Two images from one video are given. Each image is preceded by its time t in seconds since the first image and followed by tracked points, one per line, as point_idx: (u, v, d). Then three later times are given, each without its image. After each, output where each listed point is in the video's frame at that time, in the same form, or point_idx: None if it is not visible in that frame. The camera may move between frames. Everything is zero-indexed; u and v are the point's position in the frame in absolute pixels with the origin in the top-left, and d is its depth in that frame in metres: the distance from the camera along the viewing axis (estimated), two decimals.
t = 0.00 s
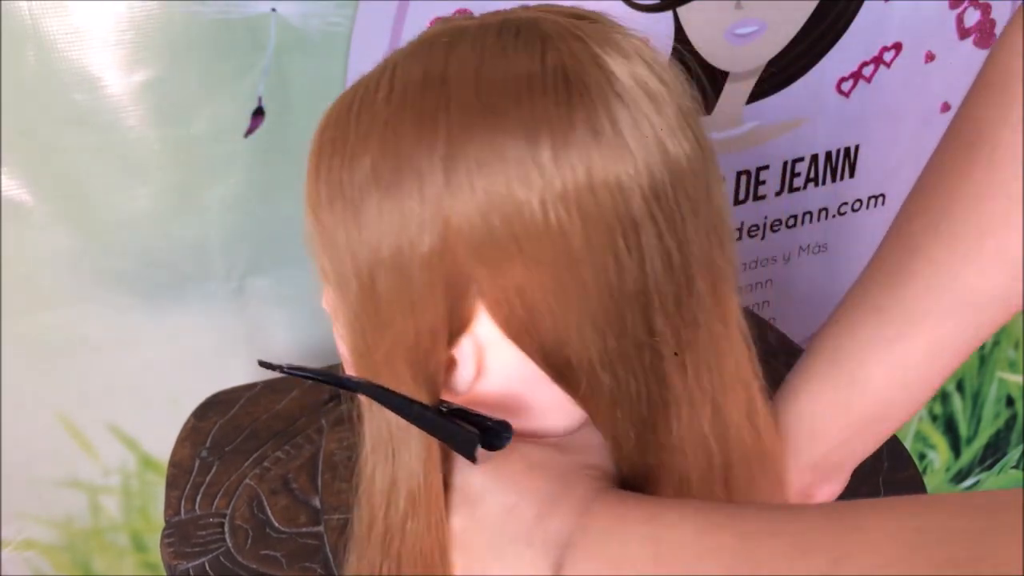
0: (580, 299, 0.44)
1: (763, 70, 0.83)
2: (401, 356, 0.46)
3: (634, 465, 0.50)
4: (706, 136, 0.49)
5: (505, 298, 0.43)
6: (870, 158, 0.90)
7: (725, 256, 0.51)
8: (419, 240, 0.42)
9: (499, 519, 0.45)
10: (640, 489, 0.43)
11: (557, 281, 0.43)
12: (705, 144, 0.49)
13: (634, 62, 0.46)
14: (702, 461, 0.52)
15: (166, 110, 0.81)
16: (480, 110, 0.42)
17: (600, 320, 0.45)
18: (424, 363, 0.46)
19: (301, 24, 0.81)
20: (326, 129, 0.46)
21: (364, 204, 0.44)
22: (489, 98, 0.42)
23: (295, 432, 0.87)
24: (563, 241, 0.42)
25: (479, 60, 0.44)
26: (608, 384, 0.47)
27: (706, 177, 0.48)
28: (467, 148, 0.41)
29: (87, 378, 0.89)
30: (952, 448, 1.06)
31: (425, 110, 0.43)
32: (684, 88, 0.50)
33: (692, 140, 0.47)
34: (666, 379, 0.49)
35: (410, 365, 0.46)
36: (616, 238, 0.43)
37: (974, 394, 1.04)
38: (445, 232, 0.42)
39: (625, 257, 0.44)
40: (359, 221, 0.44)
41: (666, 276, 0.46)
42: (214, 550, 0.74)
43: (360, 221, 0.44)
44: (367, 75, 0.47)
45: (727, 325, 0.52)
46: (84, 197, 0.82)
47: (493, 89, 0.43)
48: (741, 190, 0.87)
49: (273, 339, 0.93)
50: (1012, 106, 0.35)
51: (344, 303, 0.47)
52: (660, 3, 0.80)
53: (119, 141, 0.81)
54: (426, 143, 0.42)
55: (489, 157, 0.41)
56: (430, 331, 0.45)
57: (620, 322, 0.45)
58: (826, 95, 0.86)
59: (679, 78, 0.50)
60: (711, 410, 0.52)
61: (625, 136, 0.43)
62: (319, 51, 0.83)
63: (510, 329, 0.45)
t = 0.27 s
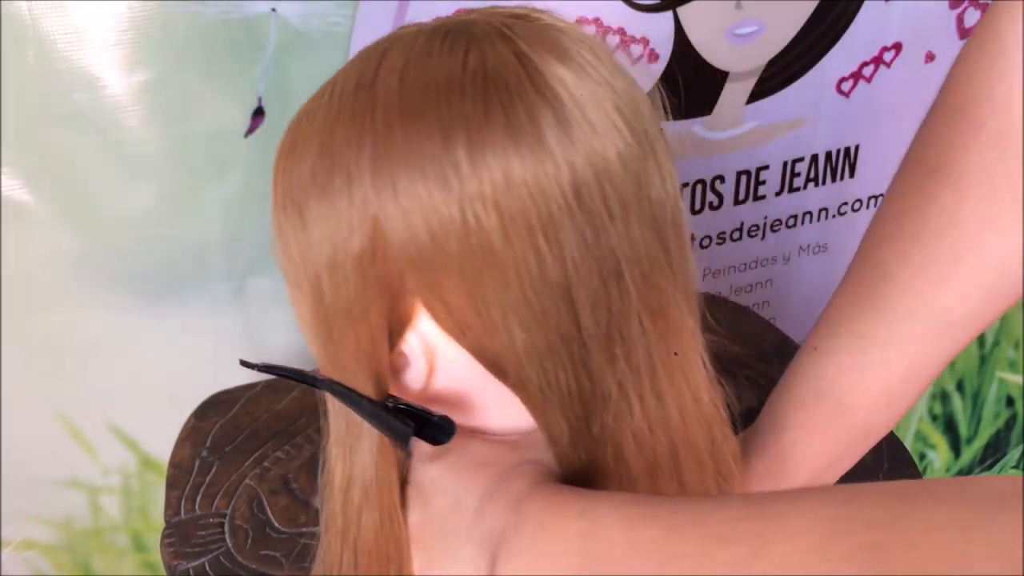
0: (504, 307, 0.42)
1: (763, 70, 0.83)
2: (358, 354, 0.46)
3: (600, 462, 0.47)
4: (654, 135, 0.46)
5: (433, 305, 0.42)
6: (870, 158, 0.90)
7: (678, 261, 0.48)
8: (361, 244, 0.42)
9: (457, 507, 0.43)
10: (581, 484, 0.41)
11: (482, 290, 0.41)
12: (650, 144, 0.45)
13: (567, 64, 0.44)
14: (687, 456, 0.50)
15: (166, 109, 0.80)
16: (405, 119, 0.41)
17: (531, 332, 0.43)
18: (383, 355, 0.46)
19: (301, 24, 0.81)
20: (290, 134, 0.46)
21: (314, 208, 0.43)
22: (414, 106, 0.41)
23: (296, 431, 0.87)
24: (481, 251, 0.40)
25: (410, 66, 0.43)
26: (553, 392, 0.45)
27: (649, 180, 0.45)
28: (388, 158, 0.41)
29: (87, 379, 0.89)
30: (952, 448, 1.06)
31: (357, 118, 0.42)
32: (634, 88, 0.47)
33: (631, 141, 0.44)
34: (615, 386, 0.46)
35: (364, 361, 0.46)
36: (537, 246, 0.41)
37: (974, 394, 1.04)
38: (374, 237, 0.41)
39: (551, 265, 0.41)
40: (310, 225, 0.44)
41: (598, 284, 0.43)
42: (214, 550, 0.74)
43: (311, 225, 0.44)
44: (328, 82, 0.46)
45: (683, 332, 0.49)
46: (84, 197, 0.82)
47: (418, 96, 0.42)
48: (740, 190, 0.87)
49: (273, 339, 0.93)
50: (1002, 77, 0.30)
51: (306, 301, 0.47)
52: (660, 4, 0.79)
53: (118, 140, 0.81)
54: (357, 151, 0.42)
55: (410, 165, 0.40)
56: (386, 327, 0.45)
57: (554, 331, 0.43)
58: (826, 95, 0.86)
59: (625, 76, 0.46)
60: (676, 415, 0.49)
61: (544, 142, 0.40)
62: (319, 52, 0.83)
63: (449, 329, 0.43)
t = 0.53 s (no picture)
0: (464, 292, 0.47)
1: (763, 70, 0.83)
2: (342, 337, 0.52)
3: (552, 454, 0.52)
4: (620, 129, 0.50)
5: (401, 291, 0.47)
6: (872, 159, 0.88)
7: (639, 247, 0.52)
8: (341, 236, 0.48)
9: (441, 511, 0.48)
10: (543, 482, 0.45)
11: (444, 277, 0.46)
12: (615, 138, 0.49)
13: (534, 65, 0.48)
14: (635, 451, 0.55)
15: (166, 109, 0.80)
16: (380, 123, 0.46)
17: (492, 322, 0.48)
18: (360, 344, 0.51)
19: (301, 25, 0.81)
20: (281, 135, 0.52)
21: (303, 205, 0.49)
22: (388, 111, 0.46)
23: (296, 432, 0.87)
24: (443, 242, 0.45)
25: (388, 74, 0.48)
26: (509, 372, 0.50)
27: (609, 173, 0.48)
28: (365, 159, 0.46)
29: (86, 379, 0.89)
30: (951, 448, 1.06)
31: (340, 123, 0.48)
32: (603, 85, 0.50)
33: (590, 137, 0.47)
34: (569, 369, 0.51)
35: (348, 343, 0.52)
36: (494, 237, 0.46)
37: (974, 394, 1.04)
38: (350, 231, 0.47)
39: (507, 254, 0.46)
40: (297, 222, 0.50)
41: (552, 271, 0.48)
42: (214, 551, 0.76)
43: (299, 222, 0.50)
44: (316, 86, 0.52)
45: (642, 318, 0.53)
46: (84, 197, 0.82)
47: (393, 102, 0.46)
48: (740, 190, 0.87)
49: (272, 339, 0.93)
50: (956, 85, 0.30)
51: (295, 286, 0.53)
52: (660, 4, 0.81)
53: (118, 140, 0.81)
54: (338, 154, 0.47)
55: (382, 166, 0.45)
56: (365, 314, 0.50)
57: (510, 315, 0.48)
58: (826, 95, 0.85)
59: (594, 73, 0.50)
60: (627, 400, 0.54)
61: (505, 141, 0.45)
62: (319, 52, 0.83)
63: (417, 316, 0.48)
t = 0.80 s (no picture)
0: (469, 289, 0.47)
1: (763, 70, 0.83)
2: (344, 330, 0.53)
3: (557, 448, 0.51)
4: (627, 127, 0.50)
5: (404, 286, 0.48)
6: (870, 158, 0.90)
7: (645, 245, 0.52)
8: (347, 232, 0.49)
9: (452, 508, 0.44)
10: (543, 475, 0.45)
11: (448, 272, 0.46)
12: (621, 136, 0.49)
13: (541, 63, 0.48)
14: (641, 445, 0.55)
15: (166, 109, 0.80)
16: (387, 120, 0.47)
17: (496, 317, 0.48)
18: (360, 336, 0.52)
19: (301, 24, 0.81)
20: (291, 132, 0.54)
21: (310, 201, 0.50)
22: (395, 108, 0.47)
23: (296, 432, 0.87)
24: (447, 238, 0.46)
25: (394, 71, 0.48)
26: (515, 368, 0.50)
27: (615, 172, 0.49)
28: (371, 156, 0.47)
29: (86, 379, 0.89)
30: (952, 448, 1.06)
31: (347, 120, 0.49)
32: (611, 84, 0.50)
33: (596, 135, 0.48)
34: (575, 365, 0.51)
35: (349, 337, 0.53)
36: (499, 234, 0.46)
37: (974, 394, 1.04)
38: (355, 226, 0.48)
39: (512, 249, 0.46)
40: (303, 217, 0.51)
41: (556, 268, 0.48)
42: (214, 551, 0.75)
43: (304, 217, 0.51)
44: (324, 83, 0.53)
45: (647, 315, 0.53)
46: (84, 197, 0.82)
47: (400, 100, 0.47)
48: (740, 191, 0.87)
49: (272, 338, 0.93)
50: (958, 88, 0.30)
51: (300, 279, 0.55)
52: (659, 3, 0.79)
53: (119, 141, 0.81)
54: (344, 151, 0.48)
55: (387, 163, 0.46)
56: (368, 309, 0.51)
57: (515, 311, 0.48)
58: (826, 95, 0.86)
59: (601, 73, 0.50)
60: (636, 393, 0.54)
61: (511, 139, 0.45)
62: (319, 52, 0.83)
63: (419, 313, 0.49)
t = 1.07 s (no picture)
0: (474, 277, 0.51)
1: (763, 70, 0.83)
2: (350, 320, 0.59)
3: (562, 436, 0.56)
4: (634, 127, 0.53)
5: (412, 272, 0.52)
6: (870, 158, 0.90)
7: (649, 242, 0.55)
8: (361, 220, 0.53)
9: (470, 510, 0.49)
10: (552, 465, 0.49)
11: (453, 261, 0.50)
12: (628, 136, 0.52)
13: (553, 63, 0.51)
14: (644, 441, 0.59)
15: (166, 110, 0.80)
16: (402, 115, 0.51)
17: (505, 306, 0.51)
18: (368, 327, 0.58)
19: (301, 24, 0.81)
20: (310, 122, 0.57)
21: (325, 190, 0.55)
22: (410, 104, 0.51)
23: (294, 435, 0.87)
24: (454, 229, 0.50)
25: (411, 67, 0.52)
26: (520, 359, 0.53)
27: (620, 171, 0.52)
28: (385, 148, 0.50)
29: (86, 380, 0.89)
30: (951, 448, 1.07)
31: (364, 112, 0.52)
32: (622, 86, 0.53)
33: (602, 135, 0.51)
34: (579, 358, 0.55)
35: (356, 327, 0.59)
36: (503, 227, 0.50)
37: (974, 394, 1.05)
38: (367, 215, 0.52)
39: (516, 243, 0.50)
40: (318, 205, 0.56)
41: (558, 262, 0.51)
42: (214, 556, 0.75)
43: (319, 205, 0.56)
44: (344, 76, 0.56)
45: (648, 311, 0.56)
46: (84, 197, 0.82)
47: (415, 96, 0.51)
48: (740, 192, 0.87)
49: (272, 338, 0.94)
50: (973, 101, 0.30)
51: (311, 267, 0.59)
52: (660, 3, 0.79)
53: (119, 141, 0.81)
54: (360, 142, 0.52)
55: (400, 155, 0.50)
56: (377, 301, 0.56)
57: (520, 301, 0.52)
58: (826, 95, 0.86)
59: (613, 74, 0.53)
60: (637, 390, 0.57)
61: (521, 140, 0.49)
62: (319, 52, 0.83)
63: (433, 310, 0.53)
